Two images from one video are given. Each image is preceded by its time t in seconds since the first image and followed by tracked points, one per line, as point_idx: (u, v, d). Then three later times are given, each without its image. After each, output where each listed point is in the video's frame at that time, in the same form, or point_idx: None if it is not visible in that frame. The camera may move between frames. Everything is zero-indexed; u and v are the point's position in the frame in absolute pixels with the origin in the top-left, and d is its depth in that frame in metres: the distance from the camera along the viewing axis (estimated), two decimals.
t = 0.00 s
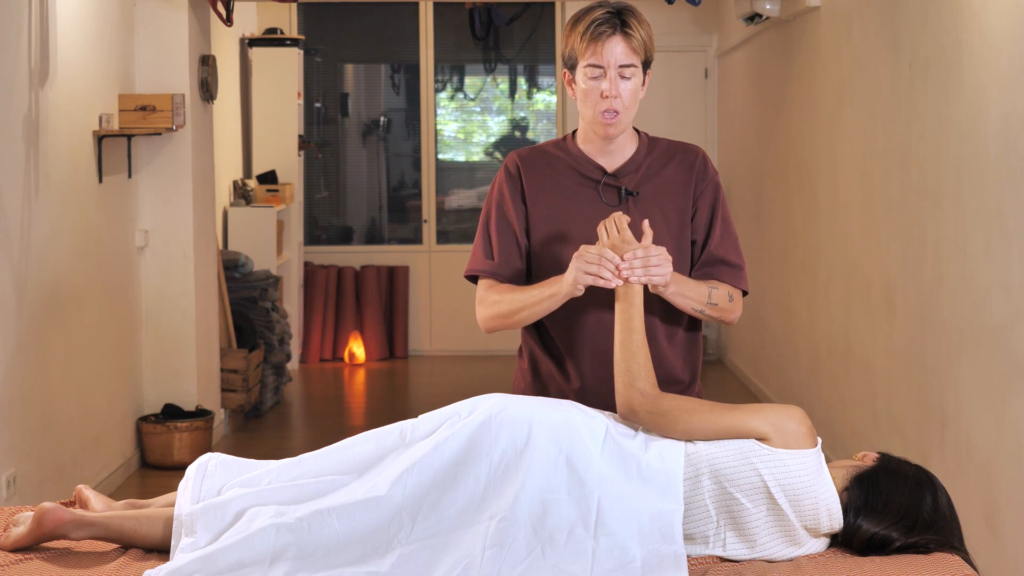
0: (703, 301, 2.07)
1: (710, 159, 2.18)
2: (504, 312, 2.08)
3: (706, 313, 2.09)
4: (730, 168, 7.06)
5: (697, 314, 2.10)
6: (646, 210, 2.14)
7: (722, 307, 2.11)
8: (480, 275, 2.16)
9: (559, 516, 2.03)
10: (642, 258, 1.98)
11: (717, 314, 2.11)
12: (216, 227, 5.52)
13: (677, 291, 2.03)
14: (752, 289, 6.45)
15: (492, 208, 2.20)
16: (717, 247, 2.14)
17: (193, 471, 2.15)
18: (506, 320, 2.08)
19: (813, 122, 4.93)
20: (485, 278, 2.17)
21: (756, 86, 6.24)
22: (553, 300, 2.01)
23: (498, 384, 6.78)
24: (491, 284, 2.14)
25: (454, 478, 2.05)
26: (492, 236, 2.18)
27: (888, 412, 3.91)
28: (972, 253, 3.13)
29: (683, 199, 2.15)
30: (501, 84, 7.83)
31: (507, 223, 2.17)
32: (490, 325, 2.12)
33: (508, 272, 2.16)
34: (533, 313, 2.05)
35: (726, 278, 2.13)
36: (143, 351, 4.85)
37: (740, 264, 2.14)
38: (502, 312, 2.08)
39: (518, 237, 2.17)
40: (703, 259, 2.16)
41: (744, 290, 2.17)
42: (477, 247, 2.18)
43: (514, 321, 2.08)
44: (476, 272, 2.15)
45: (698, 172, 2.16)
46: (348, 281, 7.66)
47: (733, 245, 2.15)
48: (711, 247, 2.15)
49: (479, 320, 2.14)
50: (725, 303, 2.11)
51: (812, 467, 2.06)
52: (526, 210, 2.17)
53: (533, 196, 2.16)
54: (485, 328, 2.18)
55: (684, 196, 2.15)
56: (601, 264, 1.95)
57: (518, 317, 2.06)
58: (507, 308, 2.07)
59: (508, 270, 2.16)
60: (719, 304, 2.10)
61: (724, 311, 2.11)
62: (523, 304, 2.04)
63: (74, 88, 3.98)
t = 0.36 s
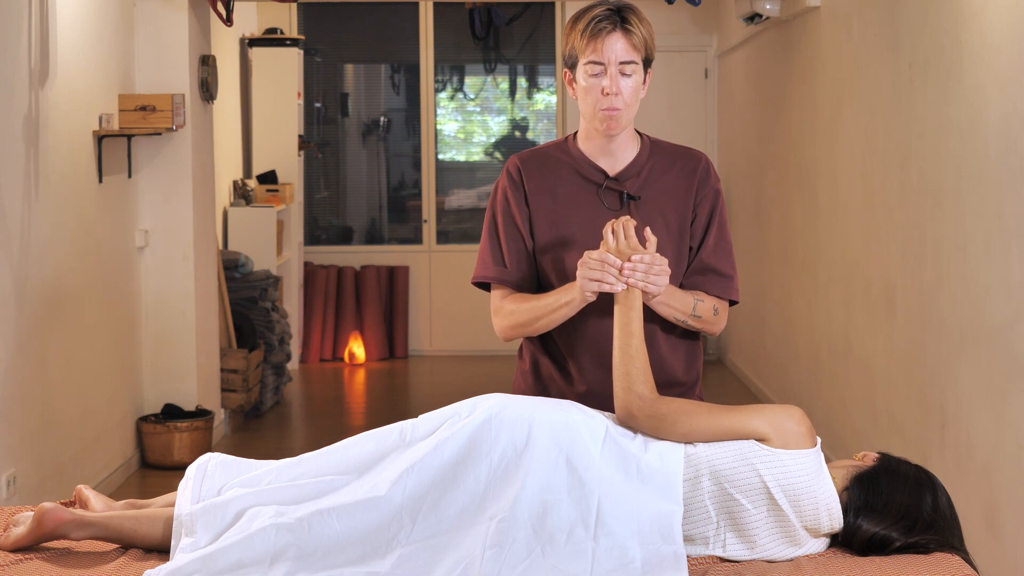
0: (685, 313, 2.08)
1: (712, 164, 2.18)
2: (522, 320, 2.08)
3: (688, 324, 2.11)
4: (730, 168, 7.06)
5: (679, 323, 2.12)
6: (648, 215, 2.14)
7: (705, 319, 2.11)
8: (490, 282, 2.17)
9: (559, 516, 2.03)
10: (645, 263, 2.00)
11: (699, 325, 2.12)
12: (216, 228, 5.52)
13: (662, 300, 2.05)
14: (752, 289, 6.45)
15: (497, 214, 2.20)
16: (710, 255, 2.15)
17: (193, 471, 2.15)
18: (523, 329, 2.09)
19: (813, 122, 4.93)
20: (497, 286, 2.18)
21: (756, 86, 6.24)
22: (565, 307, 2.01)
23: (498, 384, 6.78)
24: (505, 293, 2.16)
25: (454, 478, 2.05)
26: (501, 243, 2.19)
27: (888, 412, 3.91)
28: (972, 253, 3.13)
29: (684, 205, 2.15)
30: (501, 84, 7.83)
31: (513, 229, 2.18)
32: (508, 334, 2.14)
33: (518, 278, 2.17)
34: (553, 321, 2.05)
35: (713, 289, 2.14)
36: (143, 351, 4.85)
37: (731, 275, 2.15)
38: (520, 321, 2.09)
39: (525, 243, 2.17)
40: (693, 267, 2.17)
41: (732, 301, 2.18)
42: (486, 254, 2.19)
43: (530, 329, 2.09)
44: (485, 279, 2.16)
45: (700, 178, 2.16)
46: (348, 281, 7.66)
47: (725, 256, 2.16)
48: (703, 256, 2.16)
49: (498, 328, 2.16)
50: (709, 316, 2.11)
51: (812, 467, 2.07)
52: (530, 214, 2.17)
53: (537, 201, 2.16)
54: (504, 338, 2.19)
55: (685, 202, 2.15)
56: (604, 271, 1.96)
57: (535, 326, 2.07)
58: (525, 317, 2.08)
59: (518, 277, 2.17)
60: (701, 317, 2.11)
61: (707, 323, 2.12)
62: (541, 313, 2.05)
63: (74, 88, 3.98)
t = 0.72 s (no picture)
0: (723, 282, 2.06)
1: (711, 159, 2.18)
2: (482, 274, 2.04)
3: (726, 295, 2.07)
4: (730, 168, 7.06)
5: (718, 298, 2.08)
6: (647, 211, 2.14)
7: (741, 287, 2.09)
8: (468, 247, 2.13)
9: (559, 516, 2.03)
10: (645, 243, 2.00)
11: (739, 298, 2.10)
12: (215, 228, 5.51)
13: (695, 268, 2.02)
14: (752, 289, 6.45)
15: (488, 193, 2.19)
16: (730, 239, 2.14)
17: (194, 471, 2.15)
18: (481, 283, 2.04)
19: (813, 121, 4.93)
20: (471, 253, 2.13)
21: (756, 86, 6.24)
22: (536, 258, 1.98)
23: (498, 385, 6.78)
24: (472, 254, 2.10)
25: (454, 478, 2.05)
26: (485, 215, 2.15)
27: (888, 412, 3.91)
28: (971, 254, 3.13)
29: (684, 201, 2.15)
30: (501, 84, 7.83)
31: (503, 207, 2.16)
32: (462, 294, 2.09)
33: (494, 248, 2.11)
34: (509, 277, 2.01)
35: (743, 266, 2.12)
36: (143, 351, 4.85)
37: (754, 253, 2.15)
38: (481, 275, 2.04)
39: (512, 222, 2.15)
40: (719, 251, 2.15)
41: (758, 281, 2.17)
42: (470, 223, 2.16)
43: (488, 288, 2.05)
44: (466, 246, 2.12)
45: (699, 174, 2.16)
46: (348, 281, 7.66)
47: (743, 237, 2.15)
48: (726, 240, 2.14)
49: (448, 290, 2.12)
50: (746, 286, 2.09)
51: (812, 467, 2.07)
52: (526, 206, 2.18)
53: (534, 191, 2.16)
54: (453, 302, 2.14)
55: (685, 197, 2.15)
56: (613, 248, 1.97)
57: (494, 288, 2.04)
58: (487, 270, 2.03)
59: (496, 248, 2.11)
60: (739, 287, 2.08)
61: (744, 297, 2.10)
62: (504, 264, 2.01)
63: (74, 88, 3.98)
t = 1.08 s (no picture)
0: (713, 295, 2.06)
1: (711, 160, 2.18)
2: (502, 300, 2.05)
3: (716, 308, 2.08)
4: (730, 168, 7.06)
5: (707, 310, 2.09)
6: (648, 212, 2.14)
7: (730, 300, 2.09)
8: (483, 273, 2.14)
9: (559, 516, 2.03)
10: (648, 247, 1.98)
11: (727, 310, 2.10)
12: (215, 228, 5.51)
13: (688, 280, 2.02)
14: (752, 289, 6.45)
15: (493, 207, 2.18)
16: (722, 245, 2.14)
17: (194, 471, 2.15)
18: (504, 310, 2.06)
19: (812, 121, 4.93)
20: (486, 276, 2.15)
21: (756, 86, 6.24)
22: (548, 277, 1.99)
23: (498, 385, 6.78)
24: (491, 280, 2.12)
25: (454, 478, 2.05)
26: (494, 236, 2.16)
27: (888, 412, 3.91)
28: (972, 253, 3.13)
29: (684, 202, 2.15)
30: (501, 84, 7.83)
31: (509, 223, 2.16)
32: (489, 320, 2.11)
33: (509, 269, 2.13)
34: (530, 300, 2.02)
35: (733, 275, 2.12)
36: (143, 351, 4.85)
37: (745, 261, 2.13)
38: (501, 300, 2.05)
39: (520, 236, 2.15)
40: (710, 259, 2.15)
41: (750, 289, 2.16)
42: (480, 247, 2.17)
43: (513, 312, 2.06)
44: (479, 271, 2.13)
45: (698, 175, 2.16)
46: (348, 281, 7.66)
47: (737, 243, 2.15)
48: (717, 245, 2.14)
49: (479, 318, 2.14)
50: (735, 298, 2.10)
51: (812, 467, 2.06)
52: (529, 211, 2.17)
53: (536, 197, 2.15)
54: (483, 327, 2.17)
55: (684, 198, 2.15)
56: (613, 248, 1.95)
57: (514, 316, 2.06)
58: (506, 295, 2.05)
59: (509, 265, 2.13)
60: (728, 299, 2.09)
61: (732, 308, 2.11)
62: (521, 288, 2.02)
63: (74, 89, 3.98)
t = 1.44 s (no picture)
0: (701, 302, 2.07)
1: (711, 163, 2.18)
2: (518, 316, 2.07)
3: (701, 315, 2.08)
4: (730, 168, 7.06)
5: (693, 316, 2.09)
6: (647, 213, 2.14)
7: (717, 310, 2.11)
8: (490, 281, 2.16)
9: (559, 516, 2.03)
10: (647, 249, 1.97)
11: (711, 318, 2.11)
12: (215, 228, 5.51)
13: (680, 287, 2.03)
14: (752, 289, 6.45)
15: (495, 212, 2.19)
16: (714, 250, 2.14)
17: (194, 471, 2.15)
18: (520, 324, 2.08)
19: (813, 121, 4.93)
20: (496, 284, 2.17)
21: (755, 87, 6.24)
22: (564, 297, 2.00)
23: (498, 385, 6.78)
24: (502, 291, 2.14)
25: (454, 477, 2.05)
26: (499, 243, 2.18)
27: (888, 412, 3.91)
28: (971, 253, 3.13)
29: (683, 203, 2.15)
30: (501, 84, 7.83)
31: (511, 228, 2.17)
32: (505, 333, 2.12)
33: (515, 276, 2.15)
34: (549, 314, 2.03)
35: (721, 283, 2.12)
36: (143, 351, 4.85)
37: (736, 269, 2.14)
38: (517, 316, 2.07)
39: (523, 240, 2.16)
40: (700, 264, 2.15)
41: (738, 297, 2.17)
42: (486, 253, 2.18)
43: (530, 325, 2.07)
44: (485, 278, 2.15)
45: (698, 177, 2.16)
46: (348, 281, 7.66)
47: (730, 250, 2.15)
48: (707, 252, 2.14)
49: (495, 330, 2.15)
50: (719, 307, 2.11)
51: (812, 467, 2.07)
52: (530, 214, 2.17)
53: (536, 199, 2.15)
54: (500, 338, 2.19)
55: (683, 200, 2.15)
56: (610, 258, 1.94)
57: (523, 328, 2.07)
58: (522, 312, 2.06)
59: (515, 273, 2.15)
60: (714, 307, 2.09)
61: (716, 317, 2.11)
62: (537, 307, 2.03)
63: (74, 89, 3.98)
